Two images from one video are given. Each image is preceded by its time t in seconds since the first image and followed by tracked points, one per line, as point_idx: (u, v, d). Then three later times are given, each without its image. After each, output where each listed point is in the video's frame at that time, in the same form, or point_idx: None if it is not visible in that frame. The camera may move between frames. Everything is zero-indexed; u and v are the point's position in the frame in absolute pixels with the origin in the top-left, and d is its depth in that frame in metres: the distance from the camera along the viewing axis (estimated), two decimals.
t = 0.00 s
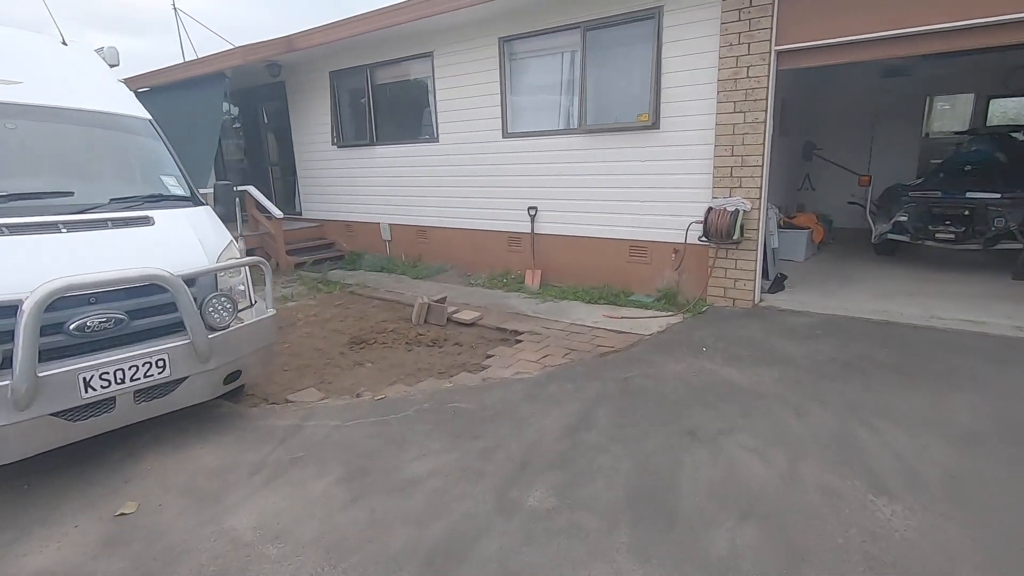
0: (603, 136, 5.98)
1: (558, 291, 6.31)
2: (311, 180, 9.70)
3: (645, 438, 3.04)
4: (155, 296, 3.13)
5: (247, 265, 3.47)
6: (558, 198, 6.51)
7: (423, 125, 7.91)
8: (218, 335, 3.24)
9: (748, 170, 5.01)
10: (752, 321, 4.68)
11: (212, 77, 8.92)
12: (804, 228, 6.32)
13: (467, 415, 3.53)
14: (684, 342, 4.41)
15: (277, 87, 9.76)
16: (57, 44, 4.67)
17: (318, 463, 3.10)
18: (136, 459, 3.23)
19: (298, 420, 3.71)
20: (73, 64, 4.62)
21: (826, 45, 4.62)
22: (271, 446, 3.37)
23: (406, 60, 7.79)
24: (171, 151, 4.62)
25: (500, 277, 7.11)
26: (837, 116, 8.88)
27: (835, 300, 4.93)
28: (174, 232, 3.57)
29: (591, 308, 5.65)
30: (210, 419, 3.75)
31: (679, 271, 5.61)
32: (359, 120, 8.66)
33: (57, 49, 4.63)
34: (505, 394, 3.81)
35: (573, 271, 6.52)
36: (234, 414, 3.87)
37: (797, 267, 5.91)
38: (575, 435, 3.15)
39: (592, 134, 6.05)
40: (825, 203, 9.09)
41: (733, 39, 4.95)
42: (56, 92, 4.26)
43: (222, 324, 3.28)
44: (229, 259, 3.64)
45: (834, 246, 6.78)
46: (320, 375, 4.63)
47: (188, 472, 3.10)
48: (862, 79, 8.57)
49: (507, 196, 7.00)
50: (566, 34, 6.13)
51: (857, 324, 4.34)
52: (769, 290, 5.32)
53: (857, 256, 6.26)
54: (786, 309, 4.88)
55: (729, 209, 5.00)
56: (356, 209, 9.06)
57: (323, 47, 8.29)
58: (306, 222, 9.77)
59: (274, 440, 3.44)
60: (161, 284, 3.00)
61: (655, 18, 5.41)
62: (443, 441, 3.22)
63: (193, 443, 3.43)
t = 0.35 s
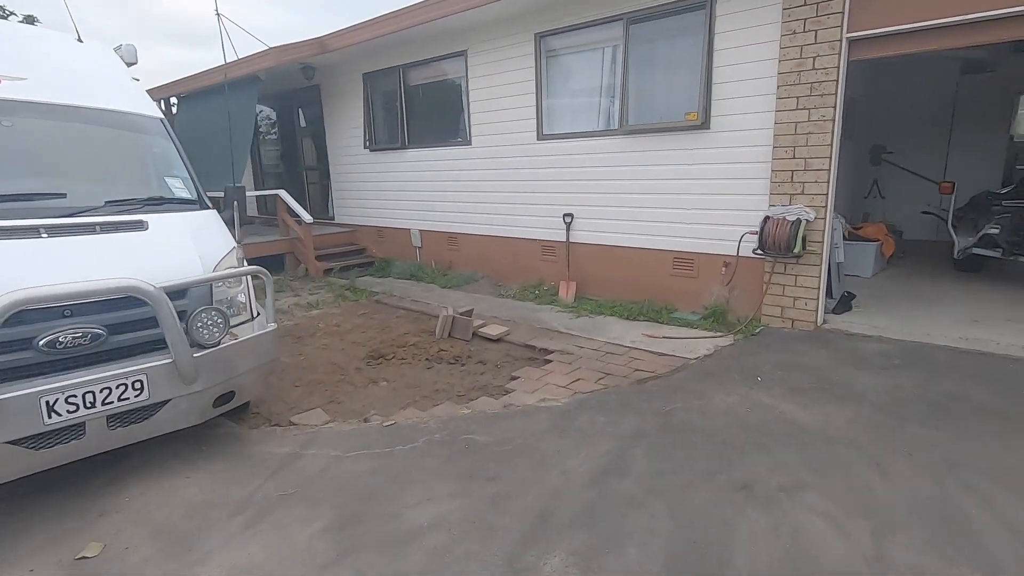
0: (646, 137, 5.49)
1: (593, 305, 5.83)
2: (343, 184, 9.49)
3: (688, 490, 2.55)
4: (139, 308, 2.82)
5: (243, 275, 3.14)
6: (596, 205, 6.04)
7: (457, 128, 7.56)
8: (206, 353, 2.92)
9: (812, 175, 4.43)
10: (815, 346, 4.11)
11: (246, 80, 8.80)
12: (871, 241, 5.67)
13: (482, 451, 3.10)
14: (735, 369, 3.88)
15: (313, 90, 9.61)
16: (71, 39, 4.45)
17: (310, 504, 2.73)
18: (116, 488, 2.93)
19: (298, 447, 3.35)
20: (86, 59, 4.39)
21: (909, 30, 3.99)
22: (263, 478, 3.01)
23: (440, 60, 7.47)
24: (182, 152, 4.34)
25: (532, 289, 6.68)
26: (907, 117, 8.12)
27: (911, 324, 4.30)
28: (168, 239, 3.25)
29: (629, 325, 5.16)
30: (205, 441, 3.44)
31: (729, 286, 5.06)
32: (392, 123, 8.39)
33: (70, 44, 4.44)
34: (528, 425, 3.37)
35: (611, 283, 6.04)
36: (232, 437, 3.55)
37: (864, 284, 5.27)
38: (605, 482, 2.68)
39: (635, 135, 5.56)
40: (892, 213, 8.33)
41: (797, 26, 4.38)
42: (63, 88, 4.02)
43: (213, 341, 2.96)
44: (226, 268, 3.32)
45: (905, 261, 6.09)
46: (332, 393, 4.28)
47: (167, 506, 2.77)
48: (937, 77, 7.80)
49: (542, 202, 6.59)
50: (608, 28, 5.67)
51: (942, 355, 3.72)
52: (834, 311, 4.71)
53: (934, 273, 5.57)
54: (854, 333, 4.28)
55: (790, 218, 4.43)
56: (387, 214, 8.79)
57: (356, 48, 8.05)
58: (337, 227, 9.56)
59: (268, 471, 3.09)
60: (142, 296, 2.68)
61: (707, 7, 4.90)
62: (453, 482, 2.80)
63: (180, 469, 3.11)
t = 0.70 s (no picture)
0: (678, 145, 5.04)
1: (617, 325, 5.40)
2: (364, 191, 9.26)
3: (715, 569, 2.12)
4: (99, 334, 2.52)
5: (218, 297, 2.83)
6: (622, 217, 5.62)
7: (478, 134, 7.22)
8: (170, 386, 2.61)
9: (866, 189, 3.92)
10: (866, 384, 3.61)
11: (268, 85, 8.64)
12: (930, 261, 5.10)
13: (478, 501, 2.72)
14: (773, 409, 3.41)
15: (335, 95, 9.41)
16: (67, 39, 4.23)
17: (276, 561, 2.39)
18: (71, 531, 2.65)
19: (278, 486, 3.03)
20: (82, 60, 4.16)
21: (986, 25, 3.47)
22: (232, 524, 2.69)
23: (463, 62, 7.15)
24: (175, 159, 4.05)
25: (553, 304, 6.29)
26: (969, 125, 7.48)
27: (979, 360, 3.76)
28: (135, 259, 2.96)
29: (655, 350, 4.71)
30: (178, 475, 3.14)
31: (768, 310, 4.57)
32: (413, 128, 8.10)
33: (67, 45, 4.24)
34: (533, 469, 2.97)
35: (637, 302, 5.60)
36: (210, 470, 3.24)
37: (921, 310, 4.72)
38: (616, 552, 2.27)
39: (665, 143, 5.12)
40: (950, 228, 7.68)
41: (852, 21, 3.88)
42: (50, 90, 3.77)
43: (178, 372, 2.66)
44: (204, 288, 3.01)
45: (968, 283, 5.48)
46: (327, 419, 3.96)
47: (118, 557, 2.46)
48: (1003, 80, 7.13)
49: (565, 214, 6.20)
50: (638, 27, 5.25)
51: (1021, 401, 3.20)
52: (888, 342, 4.18)
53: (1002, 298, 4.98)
54: (913, 369, 3.76)
55: (840, 238, 3.94)
56: (407, 223, 8.51)
57: (377, 51, 7.80)
58: (357, 235, 9.32)
59: (239, 515, 2.76)
60: (97, 324, 2.37)
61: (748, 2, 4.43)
62: (440, 542, 2.43)
63: (144, 509, 2.81)
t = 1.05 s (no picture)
0: (712, 144, 4.58)
1: (642, 340, 4.96)
2: (384, 193, 8.99)
3: None
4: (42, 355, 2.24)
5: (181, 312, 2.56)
6: (649, 223, 5.19)
7: (500, 133, 6.86)
8: (118, 416, 2.32)
9: (932, 194, 3.40)
10: (929, 421, 3.10)
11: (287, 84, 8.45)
12: (1001, 275, 4.51)
13: (465, 556, 2.34)
14: (819, 449, 2.94)
15: (356, 94, 9.17)
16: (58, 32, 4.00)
17: None
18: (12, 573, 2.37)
19: (248, 525, 2.70)
20: (71, 54, 3.92)
21: None
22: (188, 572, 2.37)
23: (484, 57, 6.80)
24: (161, 159, 3.78)
25: (574, 315, 5.88)
26: None
27: None
28: (89, 271, 2.67)
29: (683, 370, 4.26)
30: (144, 507, 2.85)
31: (813, 329, 4.08)
32: (431, 128, 7.81)
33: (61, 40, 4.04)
34: (533, 516, 2.57)
35: (664, 315, 5.15)
36: (181, 502, 2.94)
37: (991, 333, 4.15)
38: None
39: (698, 142, 4.67)
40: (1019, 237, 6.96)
41: None
42: (33, 86, 3.54)
43: (127, 399, 2.38)
44: (171, 302, 2.72)
45: None
46: (318, 443, 3.63)
47: None
48: None
49: (589, 218, 5.79)
50: (669, 15, 4.80)
51: None
52: (956, 370, 3.64)
53: None
54: (987, 408, 3.22)
55: (900, 252, 3.44)
56: (426, 225, 8.21)
57: (396, 48, 7.52)
58: (377, 238, 9.05)
59: (198, 561, 2.45)
60: (31, 347, 2.08)
61: None
62: None
63: (98, 549, 2.52)
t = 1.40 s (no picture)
0: (770, 138, 4.09)
1: (688, 356, 4.48)
2: (417, 192, 8.71)
3: None
4: None
5: (154, 325, 2.27)
6: (697, 227, 4.72)
7: (535, 129, 6.47)
8: (77, 445, 2.07)
9: None
10: None
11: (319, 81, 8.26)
12: None
13: None
14: (905, 502, 2.44)
15: (390, 91, 8.93)
16: (69, 23, 3.82)
17: None
18: None
19: (233, 567, 2.39)
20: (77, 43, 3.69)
21: None
22: None
23: (521, 49, 6.42)
24: (166, 155, 3.52)
25: (611, 326, 5.44)
26: None
27: None
28: (57, 280, 2.43)
29: (734, 393, 3.78)
30: (126, 541, 2.58)
31: (892, 353, 3.56)
32: (465, 125, 7.49)
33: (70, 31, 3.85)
34: None
35: (712, 328, 4.67)
36: (166, 536, 2.66)
37: None
38: None
39: (754, 135, 4.18)
40: None
41: None
42: (30, 76, 3.31)
43: (89, 424, 2.11)
44: (152, 313, 2.45)
45: None
46: (325, 467, 3.32)
47: None
48: None
49: (630, 220, 5.34)
50: None
51: None
52: None
53: None
54: None
55: (1006, 264, 2.89)
56: (459, 227, 7.89)
57: (429, 41, 7.21)
58: (409, 239, 8.77)
59: None
60: None
61: None
62: None
63: None
